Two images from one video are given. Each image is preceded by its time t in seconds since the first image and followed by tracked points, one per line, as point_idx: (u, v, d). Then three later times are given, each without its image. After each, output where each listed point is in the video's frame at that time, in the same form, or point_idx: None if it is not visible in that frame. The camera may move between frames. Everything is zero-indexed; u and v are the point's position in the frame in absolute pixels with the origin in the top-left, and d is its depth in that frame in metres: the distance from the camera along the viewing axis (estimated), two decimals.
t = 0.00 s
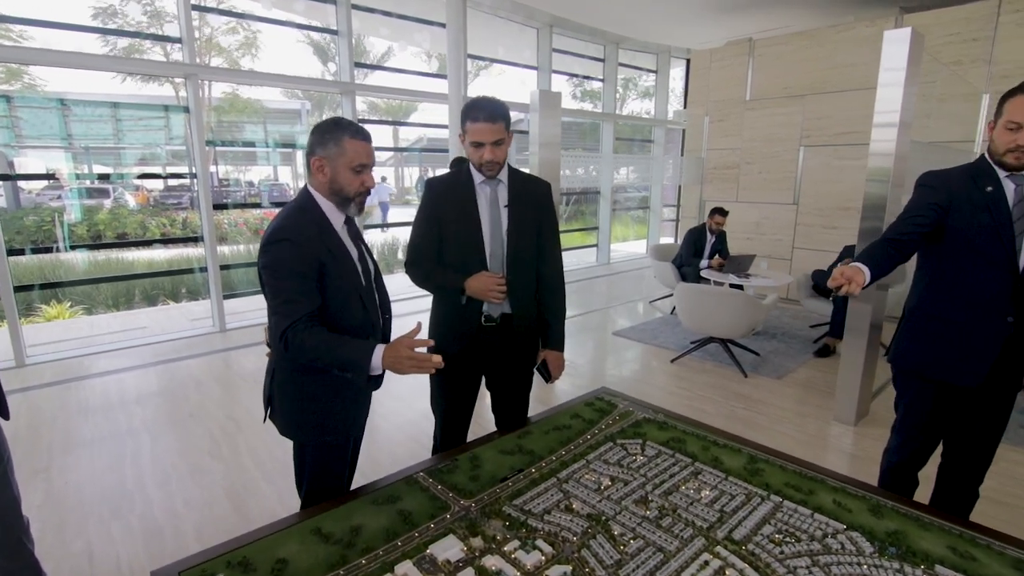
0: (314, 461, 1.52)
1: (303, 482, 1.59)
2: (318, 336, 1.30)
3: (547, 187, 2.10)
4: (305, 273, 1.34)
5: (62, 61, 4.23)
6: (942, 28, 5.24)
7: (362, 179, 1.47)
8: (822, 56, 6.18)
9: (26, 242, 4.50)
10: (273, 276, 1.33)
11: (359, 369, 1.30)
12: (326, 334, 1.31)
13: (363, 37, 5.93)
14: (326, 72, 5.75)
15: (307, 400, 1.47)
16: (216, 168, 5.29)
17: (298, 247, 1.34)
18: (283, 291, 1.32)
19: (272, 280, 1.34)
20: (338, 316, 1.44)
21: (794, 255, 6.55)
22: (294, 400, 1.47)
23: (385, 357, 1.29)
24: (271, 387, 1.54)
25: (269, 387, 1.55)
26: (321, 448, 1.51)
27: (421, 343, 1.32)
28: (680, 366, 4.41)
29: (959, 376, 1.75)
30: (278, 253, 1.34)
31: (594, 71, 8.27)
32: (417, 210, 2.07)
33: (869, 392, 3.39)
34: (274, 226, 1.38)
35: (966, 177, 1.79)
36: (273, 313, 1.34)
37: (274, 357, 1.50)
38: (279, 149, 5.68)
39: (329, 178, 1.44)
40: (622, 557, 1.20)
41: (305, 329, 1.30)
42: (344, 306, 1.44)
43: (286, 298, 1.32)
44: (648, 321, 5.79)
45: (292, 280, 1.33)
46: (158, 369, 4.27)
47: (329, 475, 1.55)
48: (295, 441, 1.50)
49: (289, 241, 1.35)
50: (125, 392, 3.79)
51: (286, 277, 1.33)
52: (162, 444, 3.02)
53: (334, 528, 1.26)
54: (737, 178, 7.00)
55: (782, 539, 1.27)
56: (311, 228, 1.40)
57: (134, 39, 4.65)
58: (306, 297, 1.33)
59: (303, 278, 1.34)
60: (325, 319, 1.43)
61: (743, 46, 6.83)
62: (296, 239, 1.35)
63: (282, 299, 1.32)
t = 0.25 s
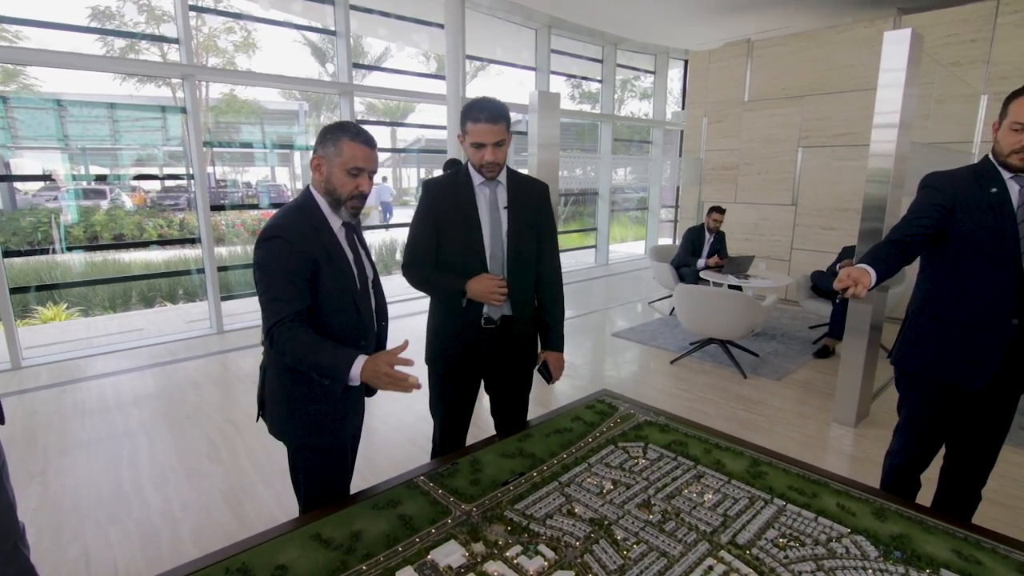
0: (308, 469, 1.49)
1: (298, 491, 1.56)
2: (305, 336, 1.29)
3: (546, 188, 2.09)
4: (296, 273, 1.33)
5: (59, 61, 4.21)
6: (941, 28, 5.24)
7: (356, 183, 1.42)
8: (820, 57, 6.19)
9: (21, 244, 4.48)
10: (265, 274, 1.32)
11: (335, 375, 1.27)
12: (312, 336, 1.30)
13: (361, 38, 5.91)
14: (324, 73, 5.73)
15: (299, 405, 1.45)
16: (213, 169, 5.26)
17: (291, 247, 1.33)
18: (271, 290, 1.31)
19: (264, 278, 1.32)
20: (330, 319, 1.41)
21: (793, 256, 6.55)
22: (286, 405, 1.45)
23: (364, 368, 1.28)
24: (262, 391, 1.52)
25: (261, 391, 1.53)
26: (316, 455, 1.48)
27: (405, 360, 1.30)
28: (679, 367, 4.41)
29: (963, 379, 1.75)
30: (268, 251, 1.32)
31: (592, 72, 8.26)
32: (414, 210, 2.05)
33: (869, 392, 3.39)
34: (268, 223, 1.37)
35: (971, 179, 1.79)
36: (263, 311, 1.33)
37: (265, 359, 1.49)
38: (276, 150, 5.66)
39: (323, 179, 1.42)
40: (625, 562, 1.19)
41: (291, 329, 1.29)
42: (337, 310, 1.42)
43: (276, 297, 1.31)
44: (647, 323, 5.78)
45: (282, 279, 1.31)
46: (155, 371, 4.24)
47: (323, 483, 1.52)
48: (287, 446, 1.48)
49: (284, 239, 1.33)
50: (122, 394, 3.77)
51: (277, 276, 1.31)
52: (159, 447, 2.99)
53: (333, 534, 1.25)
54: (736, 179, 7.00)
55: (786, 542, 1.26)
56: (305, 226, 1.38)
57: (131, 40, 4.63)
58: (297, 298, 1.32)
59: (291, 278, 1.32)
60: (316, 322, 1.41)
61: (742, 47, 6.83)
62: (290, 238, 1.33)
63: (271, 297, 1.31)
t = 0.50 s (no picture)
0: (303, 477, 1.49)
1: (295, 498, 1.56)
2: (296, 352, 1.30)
3: (545, 190, 2.09)
4: (295, 276, 1.31)
5: (57, 61, 4.20)
6: (939, 29, 5.26)
7: (359, 188, 1.41)
8: (818, 58, 6.20)
9: (18, 244, 4.47)
10: (262, 278, 1.30)
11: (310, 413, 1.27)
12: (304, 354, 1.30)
13: (360, 39, 5.91)
14: (323, 74, 5.72)
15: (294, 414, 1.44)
16: (210, 170, 5.25)
17: (291, 251, 1.31)
18: (269, 294, 1.29)
19: (260, 282, 1.30)
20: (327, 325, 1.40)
21: (791, 256, 6.56)
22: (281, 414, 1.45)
23: (337, 423, 1.26)
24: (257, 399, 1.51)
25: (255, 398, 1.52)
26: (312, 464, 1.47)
27: (376, 441, 1.26)
28: (679, 367, 4.41)
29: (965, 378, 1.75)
30: (266, 254, 1.30)
31: (590, 73, 8.27)
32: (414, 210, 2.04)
33: (868, 393, 3.39)
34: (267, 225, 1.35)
35: (973, 181, 1.79)
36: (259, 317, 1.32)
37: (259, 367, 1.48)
38: (274, 150, 5.65)
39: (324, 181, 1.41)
40: (629, 565, 1.19)
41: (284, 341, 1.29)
42: (333, 319, 1.40)
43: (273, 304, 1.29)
44: (645, 323, 5.78)
45: (280, 283, 1.29)
46: (153, 372, 4.23)
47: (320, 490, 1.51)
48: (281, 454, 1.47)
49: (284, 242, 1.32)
50: (121, 396, 3.75)
51: (276, 281, 1.29)
52: (158, 449, 2.98)
53: (336, 538, 1.25)
54: (734, 179, 7.01)
55: (789, 545, 1.26)
56: (305, 229, 1.36)
57: (129, 40, 4.63)
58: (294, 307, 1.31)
59: (290, 282, 1.30)
60: (312, 330, 1.40)
61: (740, 48, 6.85)
62: (291, 241, 1.32)
63: (268, 301, 1.29)
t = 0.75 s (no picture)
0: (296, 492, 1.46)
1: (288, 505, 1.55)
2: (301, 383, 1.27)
3: (544, 189, 2.08)
4: (295, 287, 1.28)
5: (46, 59, 4.15)
6: (931, 31, 5.30)
7: (365, 192, 1.35)
8: (812, 59, 6.24)
9: (7, 244, 4.42)
10: (260, 290, 1.26)
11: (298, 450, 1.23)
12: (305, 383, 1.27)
13: (354, 38, 5.88)
14: (317, 73, 5.70)
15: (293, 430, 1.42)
16: (202, 169, 5.20)
17: (292, 262, 1.28)
18: (270, 307, 1.26)
19: (259, 295, 1.26)
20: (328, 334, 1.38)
21: (785, 256, 6.60)
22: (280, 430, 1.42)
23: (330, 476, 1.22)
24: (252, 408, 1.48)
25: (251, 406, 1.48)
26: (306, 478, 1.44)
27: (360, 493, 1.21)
28: (675, 367, 4.42)
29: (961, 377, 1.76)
30: (266, 265, 1.26)
31: (585, 72, 8.28)
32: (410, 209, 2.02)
33: (863, 392, 3.41)
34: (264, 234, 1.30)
35: (973, 180, 1.79)
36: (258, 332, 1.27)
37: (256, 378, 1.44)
38: (266, 150, 5.61)
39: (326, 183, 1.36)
40: (633, 566, 1.19)
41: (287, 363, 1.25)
42: (333, 333, 1.39)
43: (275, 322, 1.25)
44: (640, 323, 5.79)
45: (280, 295, 1.26)
46: (146, 373, 4.19)
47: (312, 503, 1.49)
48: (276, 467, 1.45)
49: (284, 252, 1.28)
50: (113, 398, 3.71)
51: (278, 293, 1.25)
52: (151, 452, 2.95)
53: (336, 541, 1.24)
54: (728, 179, 7.04)
55: (792, 544, 1.26)
56: (304, 237, 1.33)
57: (120, 38, 4.57)
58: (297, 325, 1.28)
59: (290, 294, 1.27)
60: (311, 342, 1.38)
61: (734, 48, 6.87)
62: (291, 251, 1.29)
63: (269, 315, 1.26)
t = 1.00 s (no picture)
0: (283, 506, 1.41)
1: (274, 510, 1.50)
2: (325, 421, 1.15)
3: (534, 189, 2.08)
4: (303, 319, 1.15)
5: (26, 58, 4.08)
6: (913, 33, 5.39)
7: (374, 212, 1.19)
8: (797, 60, 6.31)
9: None
10: (264, 319, 1.14)
11: (318, 497, 1.12)
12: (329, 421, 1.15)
13: (341, 38, 5.85)
14: (304, 73, 5.65)
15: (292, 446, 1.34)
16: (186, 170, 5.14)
17: (300, 289, 1.16)
18: (280, 345, 1.13)
19: (264, 324, 1.14)
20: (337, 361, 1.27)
21: (771, 255, 6.67)
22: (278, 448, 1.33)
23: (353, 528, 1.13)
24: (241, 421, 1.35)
25: (240, 419, 1.35)
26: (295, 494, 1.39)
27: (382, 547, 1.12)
28: (665, 366, 4.44)
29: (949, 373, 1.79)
30: (270, 297, 1.13)
31: (573, 73, 8.30)
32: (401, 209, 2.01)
33: (850, 389, 3.46)
34: (264, 262, 1.16)
35: (963, 179, 1.82)
36: (264, 363, 1.15)
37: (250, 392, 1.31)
38: (252, 150, 5.56)
39: (332, 198, 1.19)
40: (629, 565, 1.19)
41: (306, 401, 1.13)
42: (342, 356, 1.28)
43: (288, 355, 1.13)
44: (630, 323, 5.82)
45: (289, 329, 1.13)
46: (131, 377, 4.13)
47: (302, 514, 1.43)
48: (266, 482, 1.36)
49: (289, 278, 1.15)
50: (97, 402, 3.66)
51: (286, 323, 1.13)
52: (138, 457, 2.91)
53: (331, 545, 1.23)
54: (715, 179, 7.10)
55: (785, 540, 1.28)
56: (308, 262, 1.19)
57: (103, 37, 4.50)
58: (313, 355, 1.16)
59: (299, 326, 1.15)
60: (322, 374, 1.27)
61: (721, 49, 6.93)
62: (296, 277, 1.15)
63: (277, 352, 1.13)
